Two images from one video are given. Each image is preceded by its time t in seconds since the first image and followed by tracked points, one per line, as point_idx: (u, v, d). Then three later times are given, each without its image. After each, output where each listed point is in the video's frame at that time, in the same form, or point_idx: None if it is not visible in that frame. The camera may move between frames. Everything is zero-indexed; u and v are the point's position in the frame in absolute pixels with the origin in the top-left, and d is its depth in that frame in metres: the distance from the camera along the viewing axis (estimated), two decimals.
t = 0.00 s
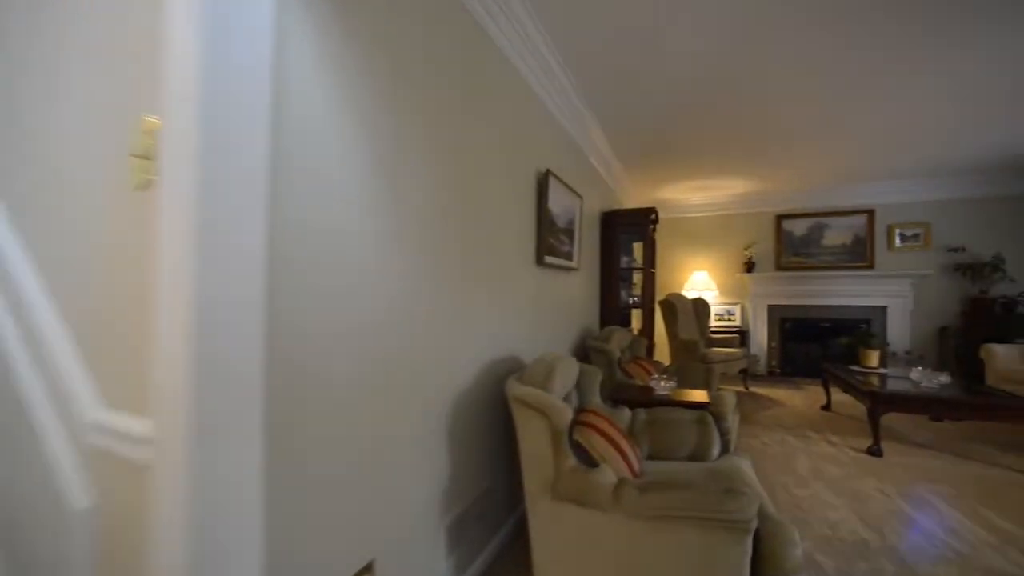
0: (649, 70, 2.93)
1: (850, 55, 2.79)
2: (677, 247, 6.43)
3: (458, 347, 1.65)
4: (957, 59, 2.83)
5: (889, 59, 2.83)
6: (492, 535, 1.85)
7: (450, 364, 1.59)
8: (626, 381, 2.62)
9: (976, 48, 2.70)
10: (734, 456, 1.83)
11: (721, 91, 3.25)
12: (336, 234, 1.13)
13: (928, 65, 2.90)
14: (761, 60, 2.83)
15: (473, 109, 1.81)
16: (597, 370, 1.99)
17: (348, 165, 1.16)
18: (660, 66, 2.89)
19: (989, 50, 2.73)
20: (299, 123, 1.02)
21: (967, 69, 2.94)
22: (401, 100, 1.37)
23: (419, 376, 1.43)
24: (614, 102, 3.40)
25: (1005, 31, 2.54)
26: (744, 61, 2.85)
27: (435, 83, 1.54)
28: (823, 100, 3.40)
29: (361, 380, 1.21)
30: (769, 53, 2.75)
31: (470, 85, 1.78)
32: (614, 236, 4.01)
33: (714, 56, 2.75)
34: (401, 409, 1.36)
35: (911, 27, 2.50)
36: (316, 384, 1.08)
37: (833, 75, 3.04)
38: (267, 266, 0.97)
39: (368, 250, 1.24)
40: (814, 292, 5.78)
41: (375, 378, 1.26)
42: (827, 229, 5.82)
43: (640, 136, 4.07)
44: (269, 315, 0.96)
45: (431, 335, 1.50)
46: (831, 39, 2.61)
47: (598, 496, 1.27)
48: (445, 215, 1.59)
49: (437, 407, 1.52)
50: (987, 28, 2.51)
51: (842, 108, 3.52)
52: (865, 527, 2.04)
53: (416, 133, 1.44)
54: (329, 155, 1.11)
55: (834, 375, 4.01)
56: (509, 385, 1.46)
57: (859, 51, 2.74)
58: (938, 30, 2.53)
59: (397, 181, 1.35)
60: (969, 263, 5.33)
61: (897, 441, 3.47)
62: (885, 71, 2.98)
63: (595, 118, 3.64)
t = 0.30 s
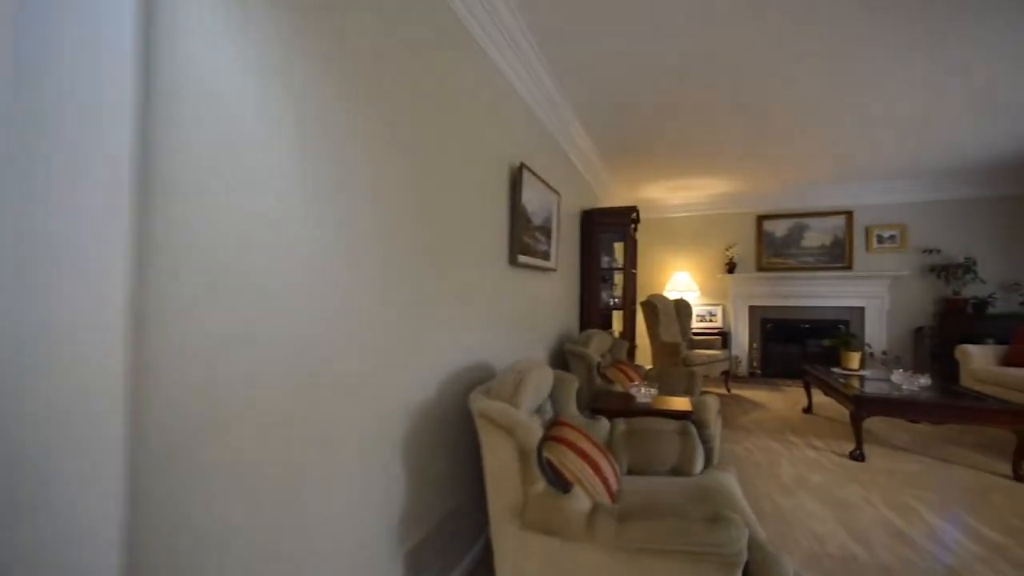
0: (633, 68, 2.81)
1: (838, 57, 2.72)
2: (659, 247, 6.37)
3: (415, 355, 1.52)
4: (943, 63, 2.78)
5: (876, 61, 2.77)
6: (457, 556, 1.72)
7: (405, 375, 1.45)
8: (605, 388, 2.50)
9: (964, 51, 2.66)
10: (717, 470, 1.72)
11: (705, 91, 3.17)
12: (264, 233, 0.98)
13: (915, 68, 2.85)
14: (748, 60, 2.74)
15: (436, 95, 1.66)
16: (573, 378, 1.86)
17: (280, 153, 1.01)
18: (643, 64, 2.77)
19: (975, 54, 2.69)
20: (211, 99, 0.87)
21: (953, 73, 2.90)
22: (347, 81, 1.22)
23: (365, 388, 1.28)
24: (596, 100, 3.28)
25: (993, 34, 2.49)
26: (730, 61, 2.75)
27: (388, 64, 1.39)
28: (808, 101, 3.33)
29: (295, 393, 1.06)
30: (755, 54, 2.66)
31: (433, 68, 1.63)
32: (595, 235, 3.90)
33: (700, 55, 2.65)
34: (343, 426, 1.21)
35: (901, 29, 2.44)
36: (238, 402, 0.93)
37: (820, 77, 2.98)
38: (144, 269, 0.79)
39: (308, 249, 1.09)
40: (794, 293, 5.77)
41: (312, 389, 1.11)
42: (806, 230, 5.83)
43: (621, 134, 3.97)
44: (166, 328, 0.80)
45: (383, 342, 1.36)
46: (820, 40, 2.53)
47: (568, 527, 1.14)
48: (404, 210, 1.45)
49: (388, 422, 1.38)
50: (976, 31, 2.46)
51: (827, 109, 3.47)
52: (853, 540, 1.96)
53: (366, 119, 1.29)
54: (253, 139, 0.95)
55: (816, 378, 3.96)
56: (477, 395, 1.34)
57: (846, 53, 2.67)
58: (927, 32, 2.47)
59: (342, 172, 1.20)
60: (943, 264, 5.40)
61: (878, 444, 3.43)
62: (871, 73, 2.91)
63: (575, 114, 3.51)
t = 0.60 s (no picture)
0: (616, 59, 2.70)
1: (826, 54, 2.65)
2: (640, 246, 6.31)
3: (369, 361, 1.37)
4: (930, 61, 2.74)
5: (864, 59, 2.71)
6: None
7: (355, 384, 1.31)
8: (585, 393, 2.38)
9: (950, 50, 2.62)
10: (705, 483, 1.60)
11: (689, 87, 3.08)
12: (206, 246, 0.89)
13: (902, 66, 2.81)
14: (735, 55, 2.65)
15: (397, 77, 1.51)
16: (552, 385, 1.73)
17: (203, 142, 0.88)
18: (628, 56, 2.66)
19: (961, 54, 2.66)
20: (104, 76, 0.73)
21: (937, 72, 2.86)
22: (289, 61, 1.08)
23: (305, 401, 1.14)
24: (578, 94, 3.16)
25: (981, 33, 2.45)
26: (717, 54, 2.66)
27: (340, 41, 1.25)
28: (794, 99, 3.28)
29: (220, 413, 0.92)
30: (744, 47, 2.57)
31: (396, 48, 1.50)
32: (575, 233, 3.78)
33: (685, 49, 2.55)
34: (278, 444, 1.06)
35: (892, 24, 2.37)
36: (142, 431, 0.78)
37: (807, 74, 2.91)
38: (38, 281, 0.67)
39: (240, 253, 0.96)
40: (775, 293, 5.76)
41: (244, 407, 0.98)
42: (786, 230, 5.83)
43: (603, 130, 3.87)
44: (32, 350, 0.66)
45: (329, 350, 1.22)
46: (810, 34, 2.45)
47: (540, 560, 1.00)
48: (356, 204, 1.31)
49: (335, 437, 1.23)
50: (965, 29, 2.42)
51: (811, 108, 3.42)
52: (844, 552, 1.88)
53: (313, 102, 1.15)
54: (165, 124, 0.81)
55: (799, 378, 3.91)
56: (439, 408, 1.19)
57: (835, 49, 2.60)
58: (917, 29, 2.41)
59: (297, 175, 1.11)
60: (918, 265, 5.46)
61: (861, 446, 3.39)
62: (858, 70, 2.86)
63: (556, 108, 3.40)
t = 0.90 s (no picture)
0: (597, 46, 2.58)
1: (811, 48, 2.58)
2: (620, 246, 6.25)
3: (326, 369, 1.23)
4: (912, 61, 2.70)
5: (847, 56, 2.66)
6: None
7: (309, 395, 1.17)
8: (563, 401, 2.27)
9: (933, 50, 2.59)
10: (693, 498, 1.50)
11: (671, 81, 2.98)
12: (217, 250, 0.90)
13: (884, 66, 2.77)
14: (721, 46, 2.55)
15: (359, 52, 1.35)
16: (530, 394, 1.60)
17: (192, 143, 0.84)
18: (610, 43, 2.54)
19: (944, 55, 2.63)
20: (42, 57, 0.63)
21: (919, 73, 2.84)
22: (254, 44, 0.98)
23: (266, 414, 1.04)
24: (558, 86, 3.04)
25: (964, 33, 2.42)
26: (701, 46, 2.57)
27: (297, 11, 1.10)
28: (776, 97, 3.22)
29: (181, 431, 0.83)
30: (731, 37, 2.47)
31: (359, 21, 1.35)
32: (554, 231, 3.66)
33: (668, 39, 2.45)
34: (233, 464, 0.95)
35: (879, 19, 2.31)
36: (89, 457, 0.69)
37: (792, 71, 2.85)
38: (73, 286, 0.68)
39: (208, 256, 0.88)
40: (753, 294, 5.77)
41: (214, 421, 0.90)
42: (764, 231, 5.85)
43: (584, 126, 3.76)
44: (64, 352, 0.67)
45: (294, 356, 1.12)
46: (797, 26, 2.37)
47: None
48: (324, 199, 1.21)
49: (287, 458, 1.09)
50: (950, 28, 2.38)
51: (793, 107, 3.37)
52: (834, 564, 1.80)
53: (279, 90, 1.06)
54: (119, 114, 0.72)
55: (779, 380, 3.89)
56: (398, 428, 1.05)
57: (821, 44, 2.53)
58: (904, 26, 2.36)
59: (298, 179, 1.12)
60: (891, 267, 5.55)
61: (840, 448, 3.38)
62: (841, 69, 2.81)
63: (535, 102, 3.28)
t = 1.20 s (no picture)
0: (572, 37, 2.47)
1: (794, 47, 2.53)
2: (594, 247, 6.22)
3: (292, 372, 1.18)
4: (889, 65, 2.70)
5: (830, 57, 2.62)
6: None
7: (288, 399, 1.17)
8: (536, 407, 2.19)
9: (910, 55, 2.58)
10: (670, 511, 1.42)
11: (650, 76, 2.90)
12: (220, 251, 0.96)
13: (862, 70, 2.76)
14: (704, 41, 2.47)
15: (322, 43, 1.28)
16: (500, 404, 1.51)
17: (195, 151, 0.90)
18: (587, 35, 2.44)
19: (919, 60, 2.64)
20: (42, 76, 0.68)
21: (892, 76, 2.84)
22: (243, 56, 1.01)
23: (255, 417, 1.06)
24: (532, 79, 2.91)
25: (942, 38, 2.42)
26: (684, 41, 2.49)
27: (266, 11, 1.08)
28: (755, 98, 3.18)
29: (173, 431, 0.86)
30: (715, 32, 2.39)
31: None
32: (526, 231, 3.57)
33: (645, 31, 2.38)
34: (220, 468, 0.97)
35: (863, 18, 2.26)
36: (82, 454, 0.73)
37: (772, 71, 2.80)
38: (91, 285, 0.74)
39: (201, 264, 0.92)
40: (724, 296, 5.83)
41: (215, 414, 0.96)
42: (735, 233, 5.92)
43: (558, 124, 3.68)
44: (81, 344, 0.73)
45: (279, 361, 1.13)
46: (783, 21, 2.30)
47: None
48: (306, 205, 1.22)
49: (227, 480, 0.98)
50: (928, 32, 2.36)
51: (769, 108, 3.35)
52: (809, 571, 1.77)
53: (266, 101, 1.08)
54: (114, 126, 0.76)
55: (750, 381, 3.91)
56: (347, 450, 0.94)
57: (804, 42, 2.48)
58: (887, 27, 2.32)
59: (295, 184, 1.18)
60: (855, 269, 5.71)
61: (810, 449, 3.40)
62: (820, 71, 2.78)
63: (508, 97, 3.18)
